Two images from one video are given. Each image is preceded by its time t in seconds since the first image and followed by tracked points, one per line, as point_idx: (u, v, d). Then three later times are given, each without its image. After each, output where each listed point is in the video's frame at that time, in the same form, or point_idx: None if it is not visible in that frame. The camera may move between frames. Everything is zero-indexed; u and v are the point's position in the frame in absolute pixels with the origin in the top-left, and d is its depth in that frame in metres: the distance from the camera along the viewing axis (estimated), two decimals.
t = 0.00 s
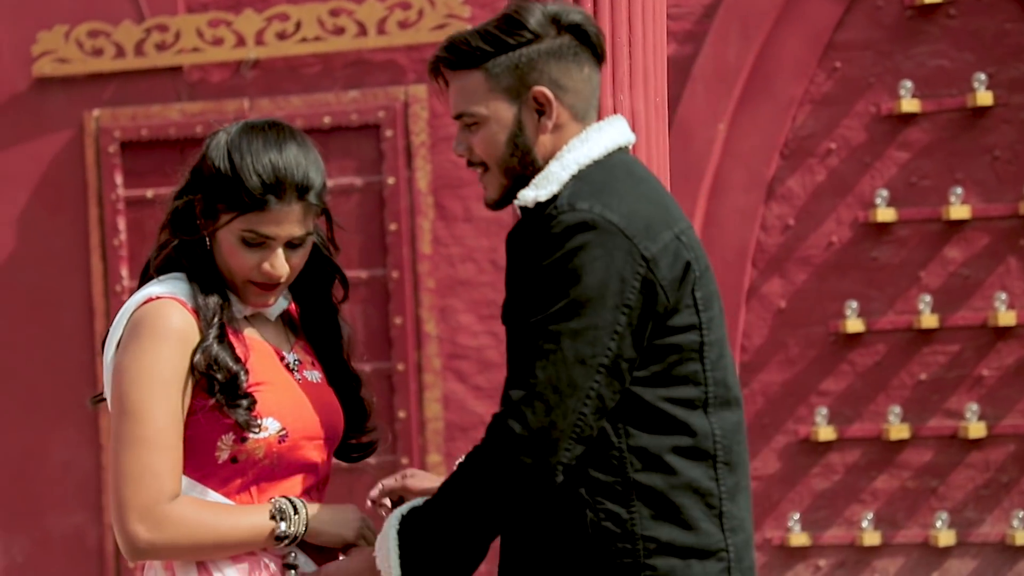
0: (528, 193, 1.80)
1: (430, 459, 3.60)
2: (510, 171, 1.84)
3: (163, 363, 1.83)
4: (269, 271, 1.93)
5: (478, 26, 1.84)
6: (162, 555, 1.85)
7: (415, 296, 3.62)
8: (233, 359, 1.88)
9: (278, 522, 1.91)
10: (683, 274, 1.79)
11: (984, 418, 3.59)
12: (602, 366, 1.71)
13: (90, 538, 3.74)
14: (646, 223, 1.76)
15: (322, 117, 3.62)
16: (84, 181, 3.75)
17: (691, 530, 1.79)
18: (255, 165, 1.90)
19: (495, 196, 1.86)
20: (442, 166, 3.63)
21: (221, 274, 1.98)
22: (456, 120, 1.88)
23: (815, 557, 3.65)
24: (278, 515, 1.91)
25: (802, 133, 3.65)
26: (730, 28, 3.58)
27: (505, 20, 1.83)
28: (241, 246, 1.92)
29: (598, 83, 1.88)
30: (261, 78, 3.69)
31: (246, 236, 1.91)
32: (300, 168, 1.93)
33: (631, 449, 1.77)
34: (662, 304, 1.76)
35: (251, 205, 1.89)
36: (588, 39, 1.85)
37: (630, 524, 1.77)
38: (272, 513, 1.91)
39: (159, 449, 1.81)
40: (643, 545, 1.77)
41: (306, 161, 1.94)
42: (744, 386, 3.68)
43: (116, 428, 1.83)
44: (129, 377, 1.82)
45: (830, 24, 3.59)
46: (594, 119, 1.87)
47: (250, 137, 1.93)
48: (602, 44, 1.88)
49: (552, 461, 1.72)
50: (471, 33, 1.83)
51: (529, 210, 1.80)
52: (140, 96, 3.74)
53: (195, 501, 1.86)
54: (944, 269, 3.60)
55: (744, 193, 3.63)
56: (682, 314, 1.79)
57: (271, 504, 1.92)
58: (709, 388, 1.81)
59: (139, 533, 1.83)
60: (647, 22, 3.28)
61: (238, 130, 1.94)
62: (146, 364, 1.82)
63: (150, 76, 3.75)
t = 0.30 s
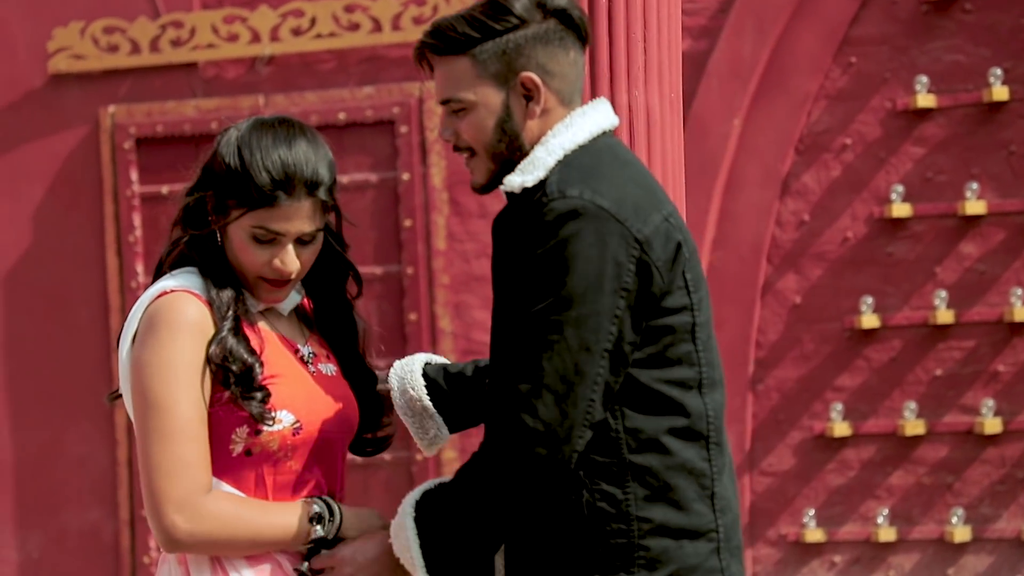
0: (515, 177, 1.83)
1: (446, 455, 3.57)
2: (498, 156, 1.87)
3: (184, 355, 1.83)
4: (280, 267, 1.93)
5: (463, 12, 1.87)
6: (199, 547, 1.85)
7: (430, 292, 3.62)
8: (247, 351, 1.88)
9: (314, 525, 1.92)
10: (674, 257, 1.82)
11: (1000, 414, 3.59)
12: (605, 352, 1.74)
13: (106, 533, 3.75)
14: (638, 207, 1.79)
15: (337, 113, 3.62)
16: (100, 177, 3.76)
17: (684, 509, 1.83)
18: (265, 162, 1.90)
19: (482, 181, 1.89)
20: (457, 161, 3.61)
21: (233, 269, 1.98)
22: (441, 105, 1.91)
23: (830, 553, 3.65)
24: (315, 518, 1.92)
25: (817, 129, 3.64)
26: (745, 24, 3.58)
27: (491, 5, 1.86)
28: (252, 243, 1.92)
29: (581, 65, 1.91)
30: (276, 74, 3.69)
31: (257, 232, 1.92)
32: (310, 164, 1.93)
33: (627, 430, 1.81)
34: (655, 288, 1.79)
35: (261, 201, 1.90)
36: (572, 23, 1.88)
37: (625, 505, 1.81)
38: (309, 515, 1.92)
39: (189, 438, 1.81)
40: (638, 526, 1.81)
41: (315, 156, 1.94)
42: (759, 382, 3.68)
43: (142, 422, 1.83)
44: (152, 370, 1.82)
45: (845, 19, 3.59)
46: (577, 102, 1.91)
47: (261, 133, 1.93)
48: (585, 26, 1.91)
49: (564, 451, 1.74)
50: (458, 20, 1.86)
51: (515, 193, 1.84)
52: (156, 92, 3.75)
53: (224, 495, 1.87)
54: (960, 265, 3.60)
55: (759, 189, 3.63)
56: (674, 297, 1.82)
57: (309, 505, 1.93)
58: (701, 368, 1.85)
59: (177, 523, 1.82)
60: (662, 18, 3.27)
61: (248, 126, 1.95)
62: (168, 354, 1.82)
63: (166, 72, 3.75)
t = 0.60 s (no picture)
0: (518, 172, 1.83)
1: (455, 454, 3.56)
2: (497, 150, 1.87)
3: (200, 349, 1.84)
4: (299, 265, 1.93)
5: (464, 6, 1.86)
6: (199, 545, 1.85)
7: (440, 290, 3.62)
8: (266, 346, 1.89)
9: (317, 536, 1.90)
10: (678, 253, 1.82)
11: (1010, 411, 3.58)
12: (610, 344, 1.72)
13: (116, 531, 3.75)
14: (643, 202, 1.79)
15: (347, 111, 3.62)
16: (110, 175, 3.76)
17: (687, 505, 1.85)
18: (285, 160, 1.90)
19: (480, 175, 1.89)
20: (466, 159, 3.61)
21: (251, 267, 1.98)
22: (439, 98, 1.90)
23: (840, 551, 3.65)
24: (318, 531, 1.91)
25: (827, 126, 3.64)
26: (754, 21, 3.58)
27: None
28: (274, 242, 1.92)
29: (579, 59, 1.92)
30: (286, 72, 3.69)
31: (278, 231, 1.92)
32: (329, 162, 1.93)
33: (632, 427, 1.81)
34: (662, 283, 1.79)
35: (282, 200, 1.90)
36: (569, 18, 1.89)
37: (631, 502, 1.82)
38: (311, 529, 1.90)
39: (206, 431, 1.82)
40: (645, 521, 1.82)
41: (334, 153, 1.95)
42: (769, 379, 3.68)
43: (155, 414, 1.83)
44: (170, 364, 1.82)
45: (855, 17, 3.58)
46: (575, 97, 1.91)
47: (280, 132, 1.93)
48: (582, 21, 1.92)
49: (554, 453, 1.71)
50: (459, 14, 1.85)
51: (518, 186, 1.84)
52: (166, 91, 3.75)
53: (234, 498, 1.86)
54: (970, 262, 3.59)
55: (768, 186, 3.63)
56: (676, 293, 1.83)
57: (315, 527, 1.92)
58: (700, 365, 1.86)
59: (181, 517, 1.83)
60: (672, 16, 3.26)
61: (266, 124, 1.95)
62: (184, 349, 1.83)
63: (176, 70, 3.75)
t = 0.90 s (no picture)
0: (516, 175, 1.83)
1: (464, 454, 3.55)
2: (498, 150, 1.87)
3: (220, 341, 1.82)
4: (317, 265, 1.93)
5: (468, 5, 1.85)
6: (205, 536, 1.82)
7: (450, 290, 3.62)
8: (281, 344, 1.88)
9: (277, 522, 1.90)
10: (673, 251, 1.82)
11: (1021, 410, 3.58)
12: (572, 330, 1.72)
13: (126, 531, 3.75)
14: (638, 202, 1.79)
15: (357, 111, 3.62)
16: (120, 176, 3.76)
17: (696, 495, 1.86)
18: (306, 159, 1.91)
19: (479, 174, 1.89)
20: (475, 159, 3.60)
21: (268, 267, 1.97)
22: (440, 95, 1.89)
23: (850, 550, 3.65)
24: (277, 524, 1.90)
25: (837, 125, 3.64)
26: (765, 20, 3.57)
27: None
28: (292, 241, 1.92)
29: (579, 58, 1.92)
30: (296, 72, 3.70)
31: (297, 230, 1.92)
32: (347, 161, 1.94)
33: (632, 421, 1.81)
34: (654, 279, 1.80)
35: (302, 200, 1.90)
36: (573, 19, 1.89)
37: (643, 494, 1.81)
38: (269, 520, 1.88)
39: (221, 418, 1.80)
40: (656, 510, 1.82)
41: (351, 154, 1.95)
42: (779, 379, 3.68)
43: (174, 403, 1.81)
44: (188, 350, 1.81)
45: (864, 15, 3.58)
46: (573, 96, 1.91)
47: (301, 131, 1.94)
48: (583, 20, 1.91)
49: (495, 420, 1.71)
50: (465, 14, 1.83)
51: (516, 190, 1.85)
52: (176, 91, 3.75)
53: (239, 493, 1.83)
54: (980, 261, 3.59)
55: (778, 185, 3.63)
56: (671, 289, 1.83)
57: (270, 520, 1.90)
58: (698, 359, 1.88)
59: (193, 507, 1.80)
60: (681, 16, 3.26)
61: (286, 124, 1.95)
62: (205, 340, 1.81)
63: (186, 70, 3.76)
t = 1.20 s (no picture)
0: (506, 184, 1.84)
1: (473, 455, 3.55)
2: (504, 151, 1.88)
3: (242, 334, 1.83)
4: (328, 267, 1.94)
5: (487, 5, 1.85)
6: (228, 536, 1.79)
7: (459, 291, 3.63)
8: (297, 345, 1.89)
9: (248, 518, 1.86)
10: (655, 258, 1.81)
11: None
12: (532, 327, 1.71)
13: (135, 533, 3.75)
14: (618, 210, 1.78)
15: (365, 113, 3.62)
16: (128, 178, 3.76)
17: (703, 492, 1.86)
18: (318, 161, 1.91)
19: (485, 173, 1.91)
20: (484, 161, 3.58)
21: (280, 268, 1.98)
22: (451, 90, 1.90)
23: (860, 552, 3.64)
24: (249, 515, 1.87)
25: (846, 126, 3.63)
26: (773, 20, 3.58)
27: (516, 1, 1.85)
28: (303, 243, 1.93)
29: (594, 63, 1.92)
30: (304, 74, 3.70)
31: (308, 232, 1.92)
32: (360, 162, 1.94)
33: (632, 421, 1.82)
34: (632, 284, 1.79)
35: (314, 202, 1.90)
36: (589, 25, 1.89)
37: (647, 492, 1.82)
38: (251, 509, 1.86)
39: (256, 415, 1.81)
40: (662, 508, 1.82)
41: (364, 155, 1.95)
42: (788, 380, 3.68)
43: (199, 401, 1.81)
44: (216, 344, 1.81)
45: (873, 16, 3.58)
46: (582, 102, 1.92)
47: (312, 133, 1.94)
48: (602, 29, 1.92)
49: (447, 400, 1.69)
50: (484, 14, 1.84)
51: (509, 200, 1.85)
52: (184, 93, 3.76)
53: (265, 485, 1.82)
54: (989, 262, 3.58)
55: (787, 186, 3.63)
56: (659, 293, 1.83)
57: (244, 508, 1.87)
58: (698, 360, 1.88)
59: (228, 507, 1.79)
60: (689, 17, 3.25)
61: (296, 127, 1.95)
62: (230, 332, 1.82)
63: (195, 72, 3.76)
